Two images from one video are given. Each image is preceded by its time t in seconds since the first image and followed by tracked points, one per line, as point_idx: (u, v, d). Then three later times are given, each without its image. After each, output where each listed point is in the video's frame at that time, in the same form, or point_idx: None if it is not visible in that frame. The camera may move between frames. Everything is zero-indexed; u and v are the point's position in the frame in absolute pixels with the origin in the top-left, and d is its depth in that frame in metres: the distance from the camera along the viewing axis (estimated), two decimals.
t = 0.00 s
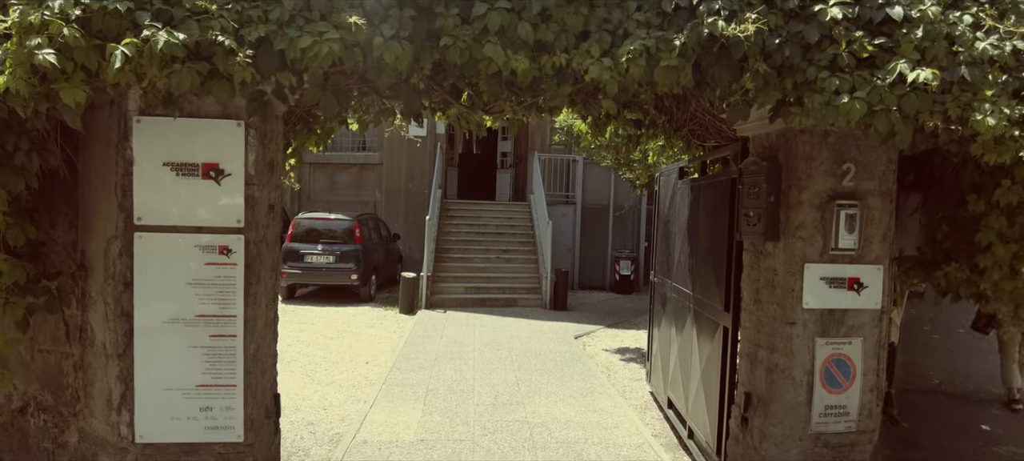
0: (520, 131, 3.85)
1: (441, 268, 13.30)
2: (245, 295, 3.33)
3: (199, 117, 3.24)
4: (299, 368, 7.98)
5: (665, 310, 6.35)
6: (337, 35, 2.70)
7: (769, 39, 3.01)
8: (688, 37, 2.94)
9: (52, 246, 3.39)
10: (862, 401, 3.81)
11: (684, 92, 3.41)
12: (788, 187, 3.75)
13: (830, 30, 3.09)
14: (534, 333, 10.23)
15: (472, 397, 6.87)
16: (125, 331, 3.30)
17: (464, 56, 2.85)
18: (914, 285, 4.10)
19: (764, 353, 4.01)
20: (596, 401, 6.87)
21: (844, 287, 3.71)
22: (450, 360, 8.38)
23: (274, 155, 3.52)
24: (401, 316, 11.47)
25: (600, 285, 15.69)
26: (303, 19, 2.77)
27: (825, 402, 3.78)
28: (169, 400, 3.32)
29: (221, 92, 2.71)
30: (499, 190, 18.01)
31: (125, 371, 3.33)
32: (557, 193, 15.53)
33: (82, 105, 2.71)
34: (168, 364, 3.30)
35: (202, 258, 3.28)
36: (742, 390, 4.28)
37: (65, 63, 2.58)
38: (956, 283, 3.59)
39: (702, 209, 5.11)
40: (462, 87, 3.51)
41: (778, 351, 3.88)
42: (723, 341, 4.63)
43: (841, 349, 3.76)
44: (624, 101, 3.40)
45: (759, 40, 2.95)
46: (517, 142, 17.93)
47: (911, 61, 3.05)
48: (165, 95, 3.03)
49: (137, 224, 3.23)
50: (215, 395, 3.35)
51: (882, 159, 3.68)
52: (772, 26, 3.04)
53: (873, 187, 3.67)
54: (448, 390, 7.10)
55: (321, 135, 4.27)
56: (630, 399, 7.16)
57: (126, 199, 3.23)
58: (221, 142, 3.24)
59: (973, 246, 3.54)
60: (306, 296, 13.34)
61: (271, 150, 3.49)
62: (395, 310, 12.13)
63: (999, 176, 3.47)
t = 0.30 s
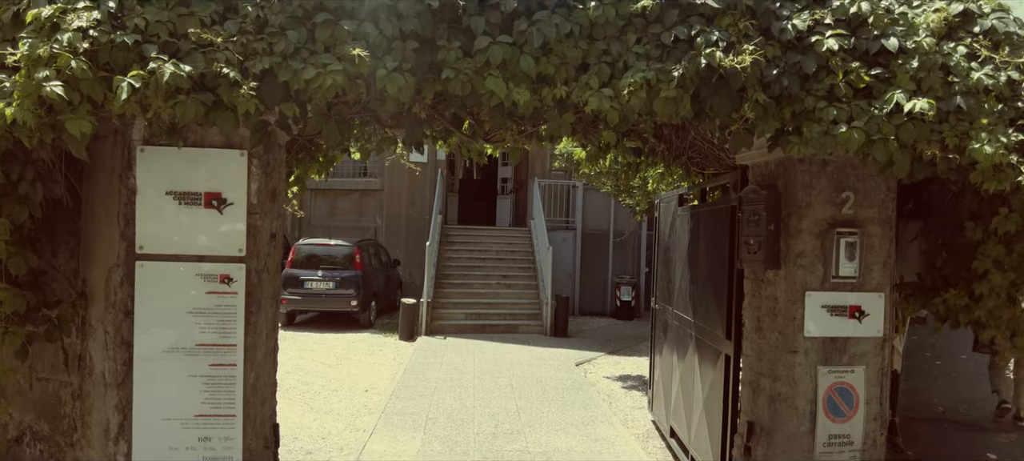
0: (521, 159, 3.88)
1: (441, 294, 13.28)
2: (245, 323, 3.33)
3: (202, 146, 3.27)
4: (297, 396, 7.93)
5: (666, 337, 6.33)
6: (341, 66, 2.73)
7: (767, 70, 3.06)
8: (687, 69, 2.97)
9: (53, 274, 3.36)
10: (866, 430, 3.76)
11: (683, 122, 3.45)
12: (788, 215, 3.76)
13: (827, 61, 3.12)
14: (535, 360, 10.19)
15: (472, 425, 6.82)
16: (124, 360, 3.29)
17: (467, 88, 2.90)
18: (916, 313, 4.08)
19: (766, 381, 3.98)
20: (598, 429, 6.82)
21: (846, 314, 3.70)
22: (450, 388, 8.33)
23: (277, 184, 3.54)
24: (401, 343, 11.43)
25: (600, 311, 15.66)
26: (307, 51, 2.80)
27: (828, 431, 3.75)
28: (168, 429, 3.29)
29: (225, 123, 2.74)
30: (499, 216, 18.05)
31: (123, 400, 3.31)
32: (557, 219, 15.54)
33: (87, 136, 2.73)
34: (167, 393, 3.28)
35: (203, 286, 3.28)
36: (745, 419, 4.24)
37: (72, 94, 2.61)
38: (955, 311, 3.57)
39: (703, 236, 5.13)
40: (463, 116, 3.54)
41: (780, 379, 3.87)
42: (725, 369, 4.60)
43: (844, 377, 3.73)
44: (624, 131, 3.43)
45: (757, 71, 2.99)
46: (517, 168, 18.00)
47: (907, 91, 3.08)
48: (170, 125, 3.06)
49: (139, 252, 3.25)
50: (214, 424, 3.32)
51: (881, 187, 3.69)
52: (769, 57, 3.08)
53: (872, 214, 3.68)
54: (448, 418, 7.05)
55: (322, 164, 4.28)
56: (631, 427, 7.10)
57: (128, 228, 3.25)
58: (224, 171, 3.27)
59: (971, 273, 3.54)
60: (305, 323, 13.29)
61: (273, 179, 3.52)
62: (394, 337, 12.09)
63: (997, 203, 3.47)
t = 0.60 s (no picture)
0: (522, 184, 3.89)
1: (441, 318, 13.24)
2: (245, 349, 3.32)
3: (204, 172, 3.28)
4: (296, 422, 7.86)
5: (668, 362, 6.29)
6: (344, 94, 2.76)
7: (765, 97, 3.09)
8: (686, 95, 2.99)
9: (53, 299, 3.32)
10: (871, 457, 3.71)
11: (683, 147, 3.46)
12: (789, 240, 3.77)
13: (826, 87, 3.15)
14: (536, 385, 10.13)
15: (473, 452, 6.75)
16: (122, 386, 3.27)
17: (468, 114, 2.92)
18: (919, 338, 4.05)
19: (769, 407, 3.95)
20: (600, 456, 6.75)
21: (848, 339, 3.68)
22: (450, 413, 8.26)
23: (278, 209, 3.55)
24: (401, 368, 11.37)
25: (601, 335, 15.58)
26: (310, 79, 2.83)
27: (833, 457, 3.70)
28: (165, 457, 3.26)
29: (228, 150, 2.75)
30: (499, 239, 18.04)
31: (121, 427, 3.28)
32: (557, 241, 15.58)
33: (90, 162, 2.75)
34: (165, 420, 3.25)
35: (203, 312, 3.27)
36: (749, 445, 4.20)
37: (77, 121, 2.64)
38: (959, 336, 3.55)
39: (703, 260, 5.13)
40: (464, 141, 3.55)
41: (783, 405, 3.83)
42: (728, 394, 4.57)
43: (848, 402, 3.69)
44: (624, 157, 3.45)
45: (755, 97, 3.01)
46: (518, 192, 18.05)
47: (905, 116, 3.10)
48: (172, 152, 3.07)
49: (140, 277, 3.24)
50: (212, 451, 3.29)
51: (881, 211, 3.69)
52: (768, 83, 3.11)
53: (873, 238, 3.68)
54: (448, 444, 6.98)
55: (324, 188, 4.28)
56: (633, 453, 7.03)
57: (129, 252, 3.25)
58: (225, 197, 3.28)
59: (971, 297, 3.54)
60: (304, 347, 13.23)
61: (274, 204, 3.52)
62: (394, 361, 12.02)
63: (997, 227, 3.45)
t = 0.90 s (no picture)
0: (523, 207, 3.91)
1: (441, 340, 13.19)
2: (245, 373, 3.32)
3: (206, 197, 3.30)
4: (295, 446, 7.80)
5: (669, 384, 6.27)
6: (346, 119, 2.79)
7: (763, 121, 3.12)
8: (684, 119, 3.02)
9: (53, 323, 3.30)
10: None
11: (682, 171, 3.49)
12: (788, 263, 3.78)
13: (823, 111, 3.18)
14: (537, 407, 10.08)
15: None
16: (122, 411, 3.26)
17: (468, 140, 2.95)
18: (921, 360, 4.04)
19: (772, 430, 3.93)
20: None
21: (849, 362, 3.67)
22: (450, 436, 8.21)
23: (280, 233, 3.56)
24: (401, 391, 11.31)
25: (602, 357, 15.52)
26: (313, 105, 2.86)
27: None
28: None
29: (230, 176, 2.77)
30: (500, 260, 18.04)
31: (119, 452, 3.26)
32: (557, 262, 15.56)
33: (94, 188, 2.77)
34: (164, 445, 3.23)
35: (204, 336, 3.27)
36: None
37: (81, 148, 2.67)
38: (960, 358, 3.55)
39: (704, 282, 5.13)
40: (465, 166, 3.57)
41: (785, 428, 3.81)
42: (730, 417, 4.54)
43: (850, 425, 3.67)
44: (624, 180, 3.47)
45: (753, 122, 3.04)
46: (518, 213, 18.08)
47: (902, 140, 3.13)
48: (175, 177, 3.10)
49: (141, 301, 3.25)
50: None
51: (881, 234, 3.71)
52: (766, 107, 3.14)
53: (872, 261, 3.69)
54: None
55: (326, 211, 4.29)
56: None
57: (131, 276, 3.26)
58: (227, 221, 3.30)
59: (973, 320, 3.54)
60: (304, 369, 13.17)
61: (276, 228, 3.54)
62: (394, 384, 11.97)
63: (998, 249, 3.45)
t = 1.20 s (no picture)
0: (523, 232, 3.93)
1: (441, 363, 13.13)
2: (245, 399, 3.31)
3: (208, 222, 3.32)
4: None
5: (671, 408, 6.23)
6: (349, 147, 2.82)
7: (762, 146, 3.15)
8: (683, 145, 3.04)
9: (53, 348, 3.28)
10: None
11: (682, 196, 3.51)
12: (789, 287, 3.78)
13: (821, 137, 3.21)
14: (538, 432, 10.01)
15: None
16: (121, 437, 3.24)
17: (469, 168, 2.98)
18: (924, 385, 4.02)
19: (775, 456, 3.90)
20: None
21: (851, 387, 3.66)
22: None
23: (282, 257, 3.56)
24: (401, 415, 11.24)
25: (603, 380, 15.44)
26: (316, 132, 2.89)
27: None
28: None
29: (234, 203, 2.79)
30: (500, 283, 18.01)
31: None
32: (557, 285, 15.51)
33: (99, 215, 2.80)
34: None
35: (205, 362, 3.27)
36: None
37: (87, 175, 2.69)
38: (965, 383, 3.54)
39: (705, 306, 5.13)
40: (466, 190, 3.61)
41: (788, 454, 3.79)
42: (732, 442, 4.51)
43: (854, 451, 3.65)
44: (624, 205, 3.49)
45: (752, 148, 3.07)
46: (518, 236, 18.10)
47: (900, 166, 3.16)
48: (179, 204, 3.12)
49: (142, 328, 3.25)
50: None
51: (881, 258, 3.72)
52: (764, 134, 3.17)
53: (873, 285, 3.70)
54: None
55: (328, 235, 4.31)
56: None
57: (133, 302, 3.26)
58: (230, 247, 3.31)
59: (974, 344, 3.53)
60: (303, 393, 13.09)
61: (278, 253, 3.53)
62: (394, 408, 11.89)
63: (998, 274, 3.46)
